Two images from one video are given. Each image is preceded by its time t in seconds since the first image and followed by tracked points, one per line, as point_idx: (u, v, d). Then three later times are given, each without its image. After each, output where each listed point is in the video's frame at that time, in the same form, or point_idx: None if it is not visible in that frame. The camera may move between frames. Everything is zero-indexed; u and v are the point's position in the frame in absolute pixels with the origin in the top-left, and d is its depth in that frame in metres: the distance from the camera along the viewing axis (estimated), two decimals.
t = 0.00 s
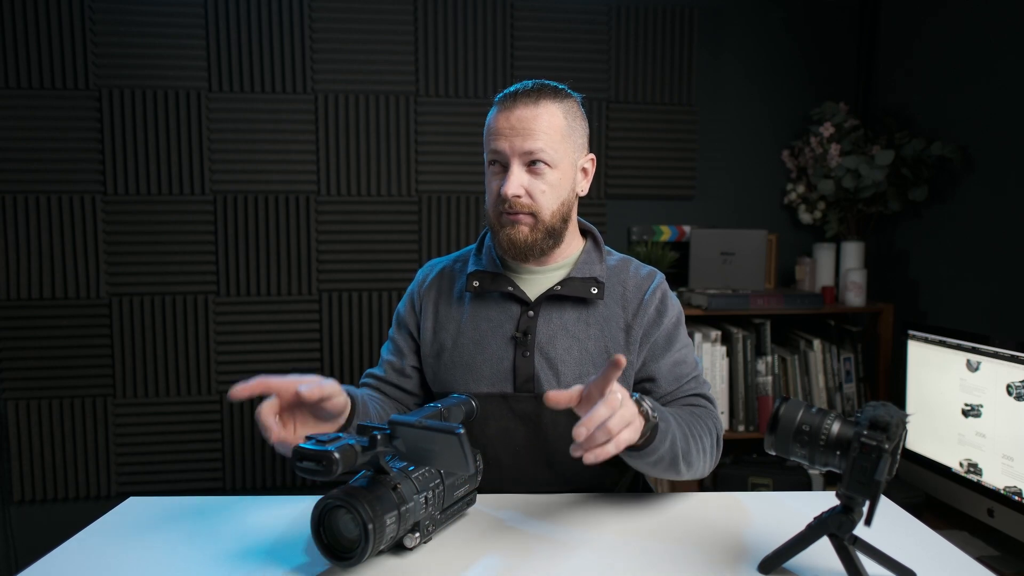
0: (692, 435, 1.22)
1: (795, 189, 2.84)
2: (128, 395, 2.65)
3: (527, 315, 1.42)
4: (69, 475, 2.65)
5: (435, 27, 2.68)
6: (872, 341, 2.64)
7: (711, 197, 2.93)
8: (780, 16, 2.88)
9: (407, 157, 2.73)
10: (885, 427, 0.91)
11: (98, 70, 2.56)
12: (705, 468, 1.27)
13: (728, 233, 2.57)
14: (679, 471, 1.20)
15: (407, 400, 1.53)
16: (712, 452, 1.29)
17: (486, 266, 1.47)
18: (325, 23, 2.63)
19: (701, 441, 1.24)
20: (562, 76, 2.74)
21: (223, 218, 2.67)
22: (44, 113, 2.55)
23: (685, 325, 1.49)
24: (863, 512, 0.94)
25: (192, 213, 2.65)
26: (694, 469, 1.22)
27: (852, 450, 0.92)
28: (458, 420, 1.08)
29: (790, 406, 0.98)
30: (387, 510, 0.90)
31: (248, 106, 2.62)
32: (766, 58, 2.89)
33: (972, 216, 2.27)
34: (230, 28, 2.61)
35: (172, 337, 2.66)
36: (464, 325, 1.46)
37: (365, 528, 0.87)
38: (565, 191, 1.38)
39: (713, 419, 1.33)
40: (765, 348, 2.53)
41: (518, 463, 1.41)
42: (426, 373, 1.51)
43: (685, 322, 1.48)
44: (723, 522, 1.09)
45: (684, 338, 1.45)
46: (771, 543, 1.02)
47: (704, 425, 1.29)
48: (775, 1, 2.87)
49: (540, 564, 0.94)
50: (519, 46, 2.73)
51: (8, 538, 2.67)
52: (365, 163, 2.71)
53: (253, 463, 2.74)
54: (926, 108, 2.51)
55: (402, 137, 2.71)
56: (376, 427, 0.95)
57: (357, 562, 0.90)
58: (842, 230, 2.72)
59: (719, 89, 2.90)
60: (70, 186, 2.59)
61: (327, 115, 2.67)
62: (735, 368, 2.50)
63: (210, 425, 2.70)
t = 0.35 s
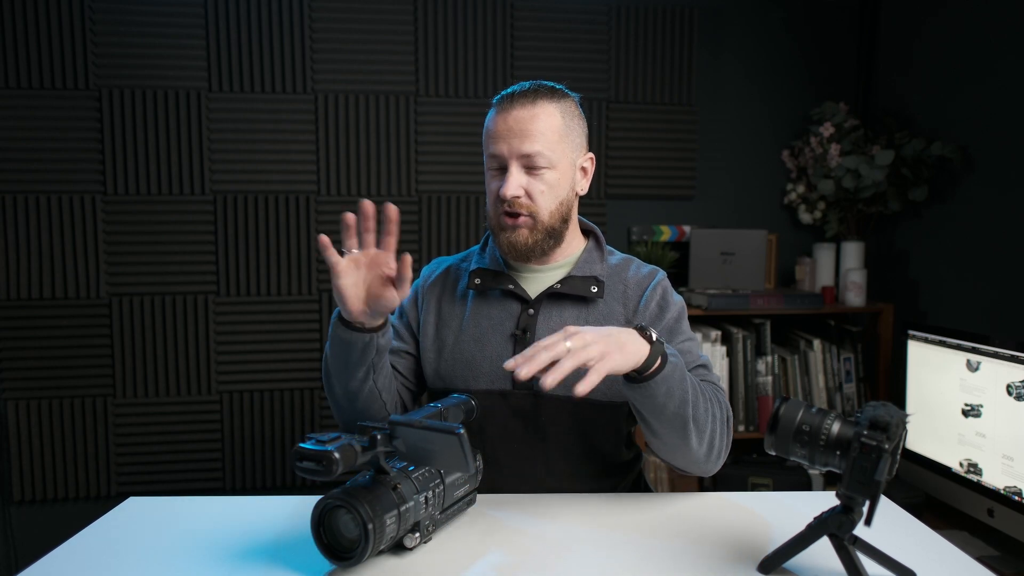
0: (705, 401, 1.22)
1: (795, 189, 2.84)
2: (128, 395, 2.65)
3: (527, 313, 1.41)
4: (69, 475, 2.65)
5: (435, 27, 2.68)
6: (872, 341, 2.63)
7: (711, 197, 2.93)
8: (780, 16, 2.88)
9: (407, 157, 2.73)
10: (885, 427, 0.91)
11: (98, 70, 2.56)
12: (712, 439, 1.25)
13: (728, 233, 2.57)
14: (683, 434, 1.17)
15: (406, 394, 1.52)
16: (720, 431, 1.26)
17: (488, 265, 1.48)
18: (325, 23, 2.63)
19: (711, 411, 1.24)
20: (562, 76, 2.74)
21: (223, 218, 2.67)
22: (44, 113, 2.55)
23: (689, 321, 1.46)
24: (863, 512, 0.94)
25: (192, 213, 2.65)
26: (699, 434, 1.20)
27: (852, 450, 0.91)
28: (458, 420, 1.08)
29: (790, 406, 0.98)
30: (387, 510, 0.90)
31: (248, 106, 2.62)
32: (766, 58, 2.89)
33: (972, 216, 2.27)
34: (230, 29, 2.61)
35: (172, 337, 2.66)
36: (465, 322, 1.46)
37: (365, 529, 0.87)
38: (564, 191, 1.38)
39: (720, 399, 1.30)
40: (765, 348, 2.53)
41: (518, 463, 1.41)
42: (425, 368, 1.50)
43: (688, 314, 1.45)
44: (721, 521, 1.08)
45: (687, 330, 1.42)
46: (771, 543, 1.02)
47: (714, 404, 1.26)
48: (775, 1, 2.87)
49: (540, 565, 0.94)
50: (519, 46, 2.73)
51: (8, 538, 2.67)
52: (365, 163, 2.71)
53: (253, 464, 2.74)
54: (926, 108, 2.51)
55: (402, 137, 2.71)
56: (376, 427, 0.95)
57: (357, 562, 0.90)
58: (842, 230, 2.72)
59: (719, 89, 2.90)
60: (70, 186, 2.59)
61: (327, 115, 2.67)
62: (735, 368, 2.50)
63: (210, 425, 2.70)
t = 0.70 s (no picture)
0: (694, 442, 1.22)
1: (795, 189, 2.84)
2: (128, 395, 2.65)
3: (524, 317, 1.41)
4: (69, 475, 2.65)
5: (435, 27, 2.68)
6: (872, 341, 2.64)
7: (711, 197, 2.93)
8: (780, 16, 2.88)
9: (407, 157, 2.73)
10: (885, 427, 0.91)
11: (98, 70, 2.56)
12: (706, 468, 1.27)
13: (728, 233, 2.57)
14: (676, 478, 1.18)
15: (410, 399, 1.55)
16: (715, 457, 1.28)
17: (485, 269, 1.47)
18: (325, 23, 2.63)
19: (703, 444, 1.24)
20: (562, 76, 2.74)
21: (223, 218, 2.67)
22: (44, 113, 2.55)
23: (687, 329, 1.47)
24: (863, 512, 0.94)
25: (192, 213, 2.65)
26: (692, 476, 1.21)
27: (852, 450, 0.92)
28: (459, 420, 1.08)
29: (790, 406, 0.98)
30: (387, 510, 0.90)
31: (248, 106, 2.62)
32: (766, 58, 2.89)
33: (972, 216, 2.27)
34: (230, 29, 2.61)
35: (172, 337, 2.66)
36: (462, 327, 1.46)
37: (365, 528, 0.87)
38: (568, 193, 1.38)
39: (716, 421, 1.32)
40: (765, 348, 2.53)
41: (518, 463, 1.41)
42: (429, 373, 1.52)
43: (686, 324, 1.46)
44: (722, 521, 1.09)
45: (684, 342, 1.44)
46: (771, 543, 1.02)
47: (709, 436, 1.26)
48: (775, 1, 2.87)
49: (539, 564, 0.94)
50: (519, 46, 2.73)
51: (9, 538, 2.67)
52: (365, 163, 2.71)
53: (253, 464, 2.74)
54: (926, 108, 2.51)
55: (402, 137, 2.71)
56: (376, 427, 0.95)
57: (357, 562, 0.90)
58: (842, 230, 2.72)
59: (719, 89, 2.90)
60: (70, 186, 2.59)
61: (327, 115, 2.67)
62: (735, 368, 2.50)
63: (210, 425, 2.70)
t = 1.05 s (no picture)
0: (666, 466, 1.20)
1: (795, 189, 2.84)
2: (128, 395, 2.65)
3: (523, 323, 1.41)
4: (69, 475, 2.65)
5: (435, 27, 2.68)
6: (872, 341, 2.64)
7: (711, 197, 2.93)
8: (780, 16, 2.88)
9: (407, 157, 2.73)
10: (885, 427, 0.91)
11: (98, 70, 2.56)
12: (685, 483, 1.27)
13: (728, 233, 2.57)
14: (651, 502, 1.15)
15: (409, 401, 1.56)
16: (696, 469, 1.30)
17: (482, 273, 1.47)
18: (325, 23, 2.63)
19: (679, 463, 1.24)
20: (562, 76, 2.74)
21: (223, 218, 2.67)
22: (44, 113, 2.55)
23: (683, 331, 1.48)
24: (863, 512, 0.94)
25: (192, 213, 2.65)
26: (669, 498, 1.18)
27: (852, 450, 0.91)
28: (459, 420, 1.08)
29: (790, 406, 0.98)
30: (387, 510, 0.90)
31: (248, 106, 2.62)
32: (766, 58, 2.89)
33: (972, 216, 2.27)
34: (230, 28, 2.61)
35: (172, 337, 2.66)
36: (460, 333, 1.46)
37: (366, 528, 0.87)
38: (562, 209, 1.37)
39: (697, 437, 1.33)
40: (765, 348, 2.53)
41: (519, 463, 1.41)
42: (428, 378, 1.53)
43: (682, 327, 1.47)
44: (722, 522, 1.08)
45: (680, 345, 1.45)
46: (771, 542, 1.02)
47: (685, 455, 1.27)
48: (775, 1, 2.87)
49: (538, 564, 0.94)
50: (519, 46, 2.73)
51: (9, 538, 2.67)
52: (365, 163, 2.71)
53: (253, 463, 2.74)
54: (926, 108, 2.51)
55: (402, 137, 2.71)
56: (376, 427, 0.95)
57: (357, 562, 0.90)
58: (842, 230, 2.72)
59: (719, 89, 2.90)
60: (70, 186, 2.59)
61: (327, 115, 2.67)
62: (735, 368, 2.50)
63: (210, 425, 2.70)
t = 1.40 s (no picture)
0: (681, 458, 1.21)
1: (795, 189, 2.84)
2: (128, 395, 2.65)
3: (525, 318, 1.42)
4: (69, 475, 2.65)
5: (435, 27, 2.68)
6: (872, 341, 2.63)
7: (711, 197, 2.93)
8: (780, 16, 2.88)
9: (407, 157, 2.73)
10: (885, 427, 0.91)
11: (98, 70, 2.56)
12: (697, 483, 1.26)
13: (728, 233, 2.57)
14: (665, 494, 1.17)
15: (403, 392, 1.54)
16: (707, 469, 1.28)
17: (486, 268, 1.47)
18: (325, 23, 2.63)
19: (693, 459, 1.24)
20: (562, 76, 2.74)
21: (223, 218, 2.67)
22: (45, 113, 2.55)
23: (688, 330, 1.48)
24: (863, 512, 0.94)
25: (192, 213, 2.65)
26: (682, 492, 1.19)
27: (852, 450, 0.92)
28: (459, 420, 1.08)
29: (790, 406, 0.98)
30: (387, 510, 0.90)
31: (248, 106, 2.62)
32: (766, 58, 2.89)
33: (972, 216, 2.27)
34: (229, 29, 2.61)
35: (172, 337, 2.66)
36: (462, 326, 1.46)
37: (365, 528, 0.87)
38: (573, 214, 1.37)
39: (708, 431, 1.33)
40: (765, 348, 2.53)
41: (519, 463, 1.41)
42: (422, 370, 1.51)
43: (688, 328, 1.47)
44: (723, 522, 1.08)
45: (685, 345, 1.44)
46: (771, 542, 1.02)
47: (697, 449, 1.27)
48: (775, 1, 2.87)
49: (539, 565, 0.94)
50: (519, 46, 2.73)
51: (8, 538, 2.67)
52: (365, 164, 2.71)
53: (253, 464, 2.74)
54: (926, 108, 2.51)
55: (402, 138, 2.71)
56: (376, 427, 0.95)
57: (357, 562, 0.89)
58: (842, 230, 2.72)
59: (719, 89, 2.90)
60: (70, 187, 2.59)
61: (327, 115, 2.67)
62: (735, 368, 2.50)
63: (210, 425, 2.70)
